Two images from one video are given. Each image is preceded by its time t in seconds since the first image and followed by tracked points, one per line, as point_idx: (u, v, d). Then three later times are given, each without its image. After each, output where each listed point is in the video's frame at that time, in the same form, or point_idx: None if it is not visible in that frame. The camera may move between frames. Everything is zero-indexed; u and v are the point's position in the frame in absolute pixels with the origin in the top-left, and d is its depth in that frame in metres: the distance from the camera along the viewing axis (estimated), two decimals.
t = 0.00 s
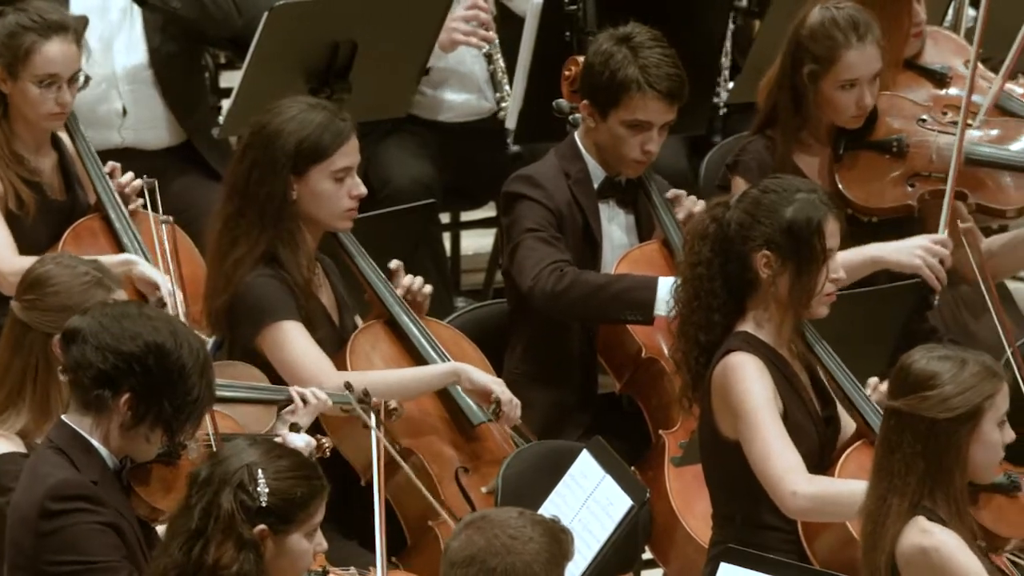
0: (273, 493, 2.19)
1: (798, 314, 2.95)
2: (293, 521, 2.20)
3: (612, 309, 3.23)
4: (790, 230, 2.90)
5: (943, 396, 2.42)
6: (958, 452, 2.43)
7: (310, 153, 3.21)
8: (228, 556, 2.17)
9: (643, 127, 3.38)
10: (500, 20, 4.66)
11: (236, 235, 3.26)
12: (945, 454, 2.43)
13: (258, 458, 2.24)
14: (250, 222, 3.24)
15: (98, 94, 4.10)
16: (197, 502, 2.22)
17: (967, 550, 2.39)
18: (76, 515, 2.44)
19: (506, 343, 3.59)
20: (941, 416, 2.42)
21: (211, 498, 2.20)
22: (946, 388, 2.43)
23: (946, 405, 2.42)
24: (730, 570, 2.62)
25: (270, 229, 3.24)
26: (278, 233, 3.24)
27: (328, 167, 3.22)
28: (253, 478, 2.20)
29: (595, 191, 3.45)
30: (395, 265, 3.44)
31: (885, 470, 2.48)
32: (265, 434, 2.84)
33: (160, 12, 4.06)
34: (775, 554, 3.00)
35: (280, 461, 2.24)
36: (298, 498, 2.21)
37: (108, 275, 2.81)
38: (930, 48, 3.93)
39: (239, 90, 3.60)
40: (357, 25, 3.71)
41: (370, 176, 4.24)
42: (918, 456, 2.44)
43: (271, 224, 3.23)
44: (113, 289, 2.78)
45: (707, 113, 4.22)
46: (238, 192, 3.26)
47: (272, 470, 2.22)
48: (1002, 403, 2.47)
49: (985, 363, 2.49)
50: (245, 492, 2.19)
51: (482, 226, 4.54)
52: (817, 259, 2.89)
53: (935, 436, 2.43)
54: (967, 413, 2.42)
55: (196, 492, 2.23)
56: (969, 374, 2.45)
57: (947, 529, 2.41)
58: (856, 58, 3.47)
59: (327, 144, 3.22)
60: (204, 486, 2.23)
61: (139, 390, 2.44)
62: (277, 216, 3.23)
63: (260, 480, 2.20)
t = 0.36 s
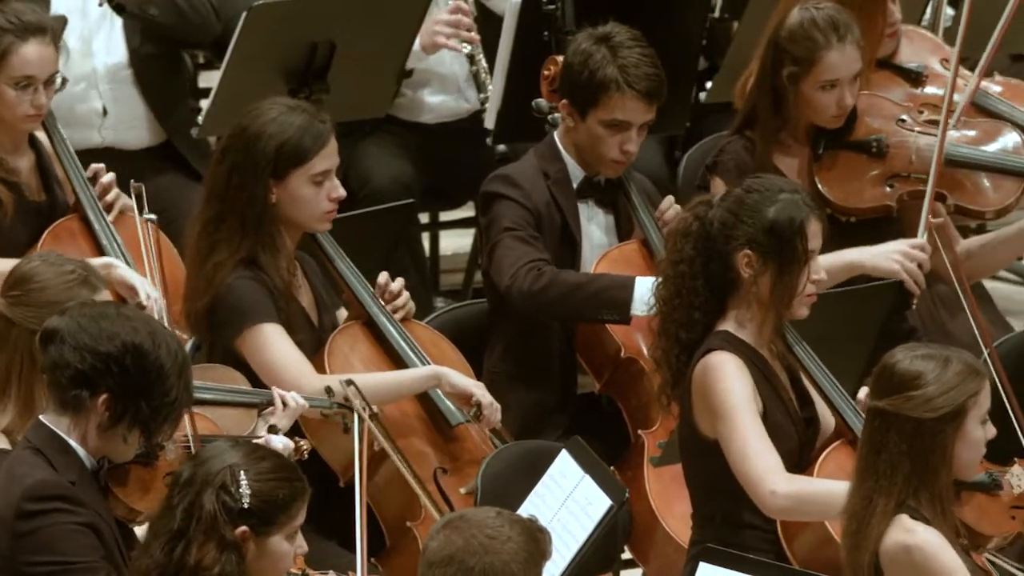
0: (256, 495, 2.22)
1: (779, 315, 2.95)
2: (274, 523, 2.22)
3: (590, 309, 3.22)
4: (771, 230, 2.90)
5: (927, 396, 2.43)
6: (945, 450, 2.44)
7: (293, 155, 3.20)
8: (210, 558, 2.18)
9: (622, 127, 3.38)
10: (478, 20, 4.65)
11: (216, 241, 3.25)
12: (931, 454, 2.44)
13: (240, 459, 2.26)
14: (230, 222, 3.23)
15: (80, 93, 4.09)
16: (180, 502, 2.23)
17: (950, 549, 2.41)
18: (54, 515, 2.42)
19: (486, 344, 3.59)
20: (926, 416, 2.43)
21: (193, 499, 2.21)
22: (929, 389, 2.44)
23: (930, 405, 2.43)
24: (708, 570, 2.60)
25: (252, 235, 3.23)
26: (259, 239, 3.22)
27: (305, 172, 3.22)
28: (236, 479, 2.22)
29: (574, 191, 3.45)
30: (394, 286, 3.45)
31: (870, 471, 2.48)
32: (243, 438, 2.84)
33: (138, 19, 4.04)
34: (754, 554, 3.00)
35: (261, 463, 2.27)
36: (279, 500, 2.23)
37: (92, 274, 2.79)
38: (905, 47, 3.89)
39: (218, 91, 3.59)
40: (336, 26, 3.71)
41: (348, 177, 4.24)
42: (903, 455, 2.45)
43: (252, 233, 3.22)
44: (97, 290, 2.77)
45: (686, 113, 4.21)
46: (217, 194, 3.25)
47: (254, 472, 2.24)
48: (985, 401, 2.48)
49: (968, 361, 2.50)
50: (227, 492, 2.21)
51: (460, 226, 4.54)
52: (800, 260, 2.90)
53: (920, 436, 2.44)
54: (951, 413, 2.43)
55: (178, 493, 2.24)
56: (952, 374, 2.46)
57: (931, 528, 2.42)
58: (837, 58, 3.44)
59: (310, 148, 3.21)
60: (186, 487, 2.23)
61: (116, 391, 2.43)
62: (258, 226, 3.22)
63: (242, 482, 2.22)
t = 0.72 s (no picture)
0: (239, 495, 2.21)
1: (756, 313, 2.96)
2: (257, 524, 2.22)
3: (569, 311, 3.22)
4: (747, 229, 2.90)
5: (907, 394, 2.44)
6: (926, 448, 2.44)
7: (270, 154, 3.20)
8: (193, 557, 2.19)
9: (600, 125, 3.38)
10: (459, 20, 4.65)
11: (192, 240, 3.25)
12: (913, 453, 2.44)
13: (224, 459, 2.26)
14: (207, 222, 3.23)
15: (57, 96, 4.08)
16: (162, 501, 2.23)
17: (933, 548, 2.41)
18: (32, 515, 2.39)
19: (464, 344, 3.58)
20: (906, 415, 2.43)
21: (176, 498, 2.21)
22: (909, 387, 2.44)
23: (910, 403, 2.43)
24: (688, 570, 2.61)
25: (228, 233, 3.22)
26: (237, 238, 3.22)
27: (284, 171, 3.21)
28: (219, 479, 2.22)
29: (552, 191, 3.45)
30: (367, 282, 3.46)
31: (851, 471, 2.49)
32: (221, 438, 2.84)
33: (112, 19, 4.05)
34: (733, 554, 3.00)
35: (245, 462, 2.27)
36: (262, 501, 2.23)
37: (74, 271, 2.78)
38: (883, 48, 3.89)
39: (196, 91, 3.58)
40: (315, 26, 3.71)
41: (327, 177, 4.23)
42: (885, 456, 2.45)
43: (229, 229, 3.22)
44: (78, 288, 2.75)
45: (665, 113, 4.21)
46: (192, 195, 3.26)
47: (238, 471, 2.24)
48: (965, 397, 2.48)
49: (946, 359, 2.50)
50: (210, 492, 2.21)
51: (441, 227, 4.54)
52: (775, 259, 2.90)
53: (902, 435, 2.44)
54: (932, 411, 2.43)
55: (162, 491, 2.25)
56: (931, 371, 2.46)
57: (914, 527, 2.42)
58: (816, 58, 3.45)
59: (287, 146, 3.21)
60: (170, 486, 2.24)
61: (94, 391, 2.42)
62: (235, 223, 3.21)
63: (226, 481, 2.22)
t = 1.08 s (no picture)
0: (223, 495, 2.22)
1: (737, 313, 2.95)
2: (241, 525, 2.23)
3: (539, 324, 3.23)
4: (732, 229, 2.90)
5: (884, 392, 2.44)
6: (905, 444, 2.45)
7: (254, 153, 3.20)
8: (177, 556, 2.20)
9: (580, 125, 3.38)
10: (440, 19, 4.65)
11: (176, 236, 3.22)
12: (892, 450, 2.44)
13: (209, 459, 2.27)
14: (190, 221, 3.21)
15: (33, 95, 4.09)
16: (146, 501, 2.25)
17: (915, 544, 2.41)
18: (11, 515, 2.36)
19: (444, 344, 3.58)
20: (885, 412, 2.43)
21: (160, 497, 2.23)
22: (886, 385, 2.44)
23: (887, 400, 2.44)
24: (669, 569, 2.61)
25: (211, 231, 3.21)
26: (216, 235, 3.20)
27: (269, 169, 3.20)
28: (204, 479, 2.23)
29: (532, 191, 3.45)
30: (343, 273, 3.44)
31: (831, 470, 2.48)
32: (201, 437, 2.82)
33: (83, 19, 4.03)
34: (714, 554, 3.00)
35: (229, 463, 2.28)
36: (246, 501, 2.24)
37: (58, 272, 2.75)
38: (864, 48, 3.89)
39: (175, 91, 3.58)
40: (296, 25, 3.70)
41: (308, 175, 4.23)
42: (863, 455, 2.45)
43: (211, 226, 3.20)
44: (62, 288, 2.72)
45: (646, 113, 4.21)
46: (176, 196, 3.23)
47: (223, 471, 2.25)
48: (944, 393, 2.48)
49: (923, 354, 2.51)
50: (194, 491, 2.22)
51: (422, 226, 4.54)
52: (759, 261, 2.90)
53: (880, 432, 2.44)
54: (909, 408, 2.44)
55: (146, 490, 2.26)
56: (908, 369, 2.47)
57: (895, 524, 2.43)
58: (798, 62, 3.43)
59: (271, 144, 3.21)
60: (154, 485, 2.25)
61: (73, 391, 2.41)
62: (217, 220, 3.20)
63: (211, 481, 2.23)
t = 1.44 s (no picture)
0: (208, 497, 2.24)
1: (717, 312, 2.96)
2: (226, 527, 2.24)
3: (539, 301, 3.22)
4: (711, 227, 2.92)
5: (864, 391, 2.45)
6: (885, 442, 2.45)
7: (229, 152, 3.20)
8: (163, 557, 2.22)
9: (561, 122, 3.39)
10: (421, 20, 4.65)
11: (157, 242, 3.23)
12: (871, 448, 2.45)
13: (197, 459, 2.29)
14: (169, 226, 3.21)
15: (14, 95, 4.07)
16: (133, 500, 2.27)
17: (897, 546, 2.41)
18: None
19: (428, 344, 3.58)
20: (865, 410, 2.44)
21: (146, 498, 2.25)
22: (866, 383, 2.45)
23: (867, 399, 2.44)
24: (652, 569, 2.60)
25: (191, 234, 3.21)
26: (198, 237, 3.20)
27: (244, 167, 3.21)
28: (190, 481, 2.25)
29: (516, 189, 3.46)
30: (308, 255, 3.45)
31: (811, 468, 2.49)
32: (187, 438, 2.82)
33: (62, 22, 4.03)
34: (697, 553, 3.00)
35: (215, 465, 2.29)
36: (231, 503, 2.26)
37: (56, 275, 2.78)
38: (846, 49, 3.91)
39: (159, 92, 3.59)
40: (277, 26, 3.70)
41: (290, 178, 4.23)
42: (842, 454, 2.46)
43: (191, 230, 3.20)
44: (60, 289, 2.76)
45: (627, 116, 4.22)
46: (155, 199, 3.24)
47: (208, 473, 2.27)
48: (925, 392, 2.49)
49: (904, 355, 2.52)
50: (181, 493, 2.24)
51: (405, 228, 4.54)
52: (739, 258, 2.91)
53: (858, 430, 2.45)
54: (889, 407, 2.44)
55: (133, 491, 2.29)
56: (888, 367, 2.48)
57: (878, 526, 2.42)
58: (778, 59, 3.44)
59: (244, 143, 3.21)
60: (141, 485, 2.28)
61: (56, 391, 2.40)
62: (197, 223, 3.20)
63: (197, 483, 2.25)
